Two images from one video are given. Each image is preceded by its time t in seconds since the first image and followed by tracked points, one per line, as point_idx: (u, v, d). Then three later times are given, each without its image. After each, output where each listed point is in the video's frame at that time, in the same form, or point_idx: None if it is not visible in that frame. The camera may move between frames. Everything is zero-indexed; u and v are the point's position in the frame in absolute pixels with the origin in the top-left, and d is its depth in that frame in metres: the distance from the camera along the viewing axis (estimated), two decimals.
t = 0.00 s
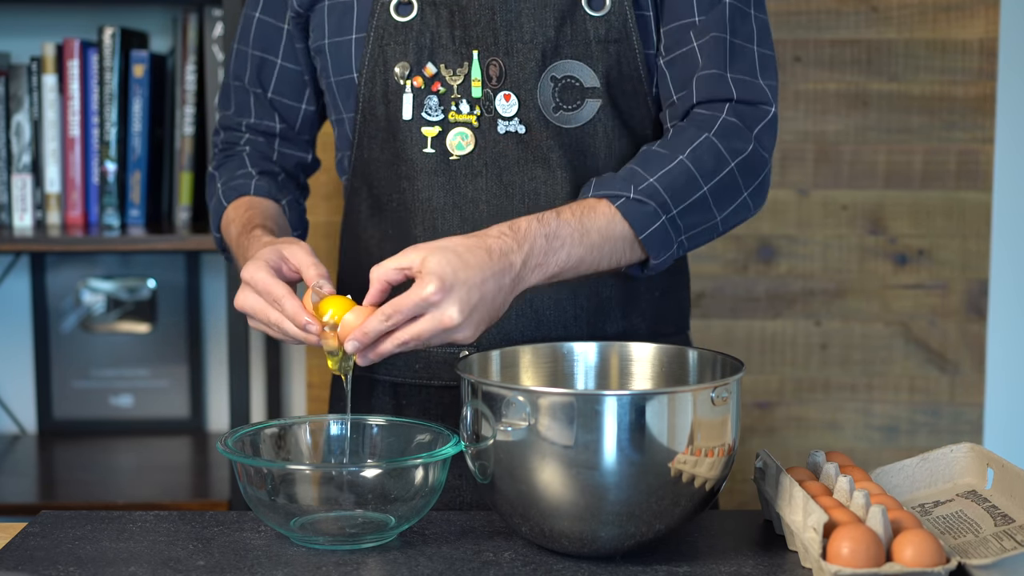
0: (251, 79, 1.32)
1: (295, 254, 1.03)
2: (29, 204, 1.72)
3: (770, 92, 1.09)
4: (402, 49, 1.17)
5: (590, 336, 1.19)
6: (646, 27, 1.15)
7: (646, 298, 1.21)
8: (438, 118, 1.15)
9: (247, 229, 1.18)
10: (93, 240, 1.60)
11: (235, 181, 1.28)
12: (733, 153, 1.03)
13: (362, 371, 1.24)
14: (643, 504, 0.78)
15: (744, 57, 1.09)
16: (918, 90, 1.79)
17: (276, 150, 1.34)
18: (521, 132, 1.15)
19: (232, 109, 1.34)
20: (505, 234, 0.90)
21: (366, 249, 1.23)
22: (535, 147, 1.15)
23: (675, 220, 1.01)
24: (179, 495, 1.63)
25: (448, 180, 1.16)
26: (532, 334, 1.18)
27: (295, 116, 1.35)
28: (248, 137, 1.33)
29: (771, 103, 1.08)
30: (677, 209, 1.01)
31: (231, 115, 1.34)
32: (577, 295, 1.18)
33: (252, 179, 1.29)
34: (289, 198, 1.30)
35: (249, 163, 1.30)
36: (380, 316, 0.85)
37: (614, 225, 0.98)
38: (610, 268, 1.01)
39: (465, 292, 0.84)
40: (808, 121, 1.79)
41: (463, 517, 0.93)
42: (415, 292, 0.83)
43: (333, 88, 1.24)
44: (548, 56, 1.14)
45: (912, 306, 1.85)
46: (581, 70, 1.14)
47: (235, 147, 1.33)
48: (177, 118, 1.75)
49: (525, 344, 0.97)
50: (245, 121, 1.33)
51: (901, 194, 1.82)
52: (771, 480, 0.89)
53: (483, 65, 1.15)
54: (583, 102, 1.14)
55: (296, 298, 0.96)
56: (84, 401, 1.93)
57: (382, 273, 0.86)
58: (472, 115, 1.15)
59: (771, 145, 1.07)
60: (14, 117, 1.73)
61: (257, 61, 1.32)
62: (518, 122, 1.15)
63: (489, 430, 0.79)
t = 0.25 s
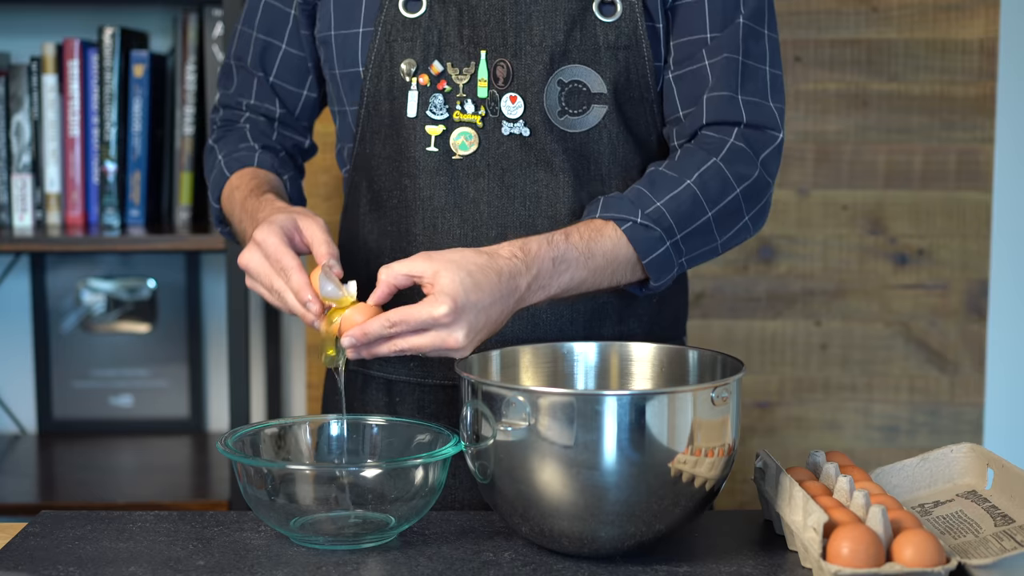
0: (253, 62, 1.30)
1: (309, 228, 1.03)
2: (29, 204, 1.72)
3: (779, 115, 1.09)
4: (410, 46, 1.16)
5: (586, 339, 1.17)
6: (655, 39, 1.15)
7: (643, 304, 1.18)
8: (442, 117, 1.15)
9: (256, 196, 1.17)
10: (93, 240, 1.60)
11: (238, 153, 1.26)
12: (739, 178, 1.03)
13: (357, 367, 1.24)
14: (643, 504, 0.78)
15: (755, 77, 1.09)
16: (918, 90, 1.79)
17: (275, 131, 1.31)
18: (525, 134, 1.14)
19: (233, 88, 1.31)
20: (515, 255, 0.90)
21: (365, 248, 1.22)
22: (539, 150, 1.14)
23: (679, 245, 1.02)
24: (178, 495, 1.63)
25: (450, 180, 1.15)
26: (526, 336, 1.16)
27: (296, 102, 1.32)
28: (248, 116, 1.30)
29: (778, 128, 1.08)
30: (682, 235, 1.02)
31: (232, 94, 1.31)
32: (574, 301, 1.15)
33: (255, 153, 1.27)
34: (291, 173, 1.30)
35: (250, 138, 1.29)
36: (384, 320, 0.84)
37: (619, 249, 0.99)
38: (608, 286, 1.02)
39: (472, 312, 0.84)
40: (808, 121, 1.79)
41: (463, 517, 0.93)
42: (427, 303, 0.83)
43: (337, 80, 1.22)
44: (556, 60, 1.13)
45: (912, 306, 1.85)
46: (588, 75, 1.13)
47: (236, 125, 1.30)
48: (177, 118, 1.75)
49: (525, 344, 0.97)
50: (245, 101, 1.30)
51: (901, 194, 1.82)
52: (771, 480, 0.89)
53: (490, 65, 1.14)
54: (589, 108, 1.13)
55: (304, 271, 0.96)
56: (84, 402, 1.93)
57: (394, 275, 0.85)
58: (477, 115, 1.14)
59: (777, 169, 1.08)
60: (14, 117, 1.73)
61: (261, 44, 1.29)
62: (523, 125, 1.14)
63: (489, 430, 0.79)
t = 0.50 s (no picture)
0: (256, 47, 1.30)
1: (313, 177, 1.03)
2: (29, 204, 1.72)
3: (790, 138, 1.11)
4: (416, 41, 1.15)
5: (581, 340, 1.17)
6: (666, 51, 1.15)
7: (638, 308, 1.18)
8: (446, 113, 1.14)
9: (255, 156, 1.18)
10: (94, 240, 1.60)
11: (240, 121, 1.27)
12: (750, 201, 1.06)
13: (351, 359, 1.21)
14: (643, 504, 0.78)
15: (771, 98, 1.10)
16: (918, 90, 1.79)
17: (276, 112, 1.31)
18: (529, 134, 1.13)
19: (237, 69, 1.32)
20: (536, 259, 0.91)
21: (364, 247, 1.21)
22: (541, 150, 1.13)
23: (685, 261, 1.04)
24: (179, 495, 1.63)
25: (451, 178, 1.15)
26: (521, 336, 1.16)
27: (296, 88, 1.32)
28: (250, 94, 1.30)
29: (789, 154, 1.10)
30: (690, 252, 1.04)
31: (235, 74, 1.32)
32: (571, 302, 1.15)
33: (258, 123, 1.27)
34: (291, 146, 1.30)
35: (251, 110, 1.29)
36: (397, 294, 0.84)
37: (630, 261, 1.00)
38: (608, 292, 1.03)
39: (480, 312, 0.85)
40: (808, 121, 1.79)
41: (463, 517, 0.93)
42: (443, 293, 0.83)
43: (341, 71, 1.22)
44: (564, 61, 1.13)
45: (912, 306, 1.85)
46: (594, 77, 1.13)
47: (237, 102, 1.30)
48: (177, 118, 1.75)
49: (526, 344, 0.97)
50: (247, 82, 1.31)
51: (901, 194, 1.82)
52: (771, 480, 0.89)
53: (497, 64, 1.14)
54: (594, 111, 1.13)
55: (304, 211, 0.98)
56: (85, 402, 1.93)
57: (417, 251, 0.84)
58: (481, 113, 1.13)
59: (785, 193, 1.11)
60: (14, 117, 1.73)
61: (263, 28, 1.29)
62: (526, 125, 1.13)
63: (489, 430, 0.79)
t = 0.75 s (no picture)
0: (256, 42, 1.30)
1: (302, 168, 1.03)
2: (29, 204, 1.72)
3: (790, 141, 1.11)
4: (417, 39, 1.15)
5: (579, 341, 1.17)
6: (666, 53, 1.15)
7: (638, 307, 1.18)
8: (447, 112, 1.14)
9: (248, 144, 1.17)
10: (94, 240, 1.60)
11: (240, 113, 1.27)
12: (750, 203, 1.06)
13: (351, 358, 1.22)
14: (643, 504, 0.78)
15: (772, 100, 1.10)
16: (918, 90, 1.79)
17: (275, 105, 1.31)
18: (529, 134, 1.13)
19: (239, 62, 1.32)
20: (539, 253, 0.91)
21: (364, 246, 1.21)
22: (541, 150, 1.14)
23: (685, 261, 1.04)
24: (179, 495, 1.63)
25: (451, 176, 1.15)
26: (519, 335, 1.15)
27: (296, 84, 1.32)
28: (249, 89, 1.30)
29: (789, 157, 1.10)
30: (690, 251, 1.04)
31: (236, 68, 1.32)
32: (569, 301, 1.15)
33: (258, 114, 1.27)
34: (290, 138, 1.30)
35: (252, 101, 1.29)
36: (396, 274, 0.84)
37: (630, 259, 1.00)
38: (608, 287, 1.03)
39: (477, 303, 0.86)
40: (808, 121, 1.79)
41: (463, 517, 0.93)
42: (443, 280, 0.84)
43: (342, 68, 1.21)
44: (564, 61, 1.13)
45: (912, 306, 1.85)
46: (595, 77, 1.13)
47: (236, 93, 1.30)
48: (177, 118, 1.75)
49: (526, 343, 0.97)
50: (247, 77, 1.31)
51: (901, 194, 1.82)
52: (771, 480, 0.89)
53: (498, 63, 1.14)
54: (594, 111, 1.13)
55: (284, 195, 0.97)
56: (85, 402, 1.93)
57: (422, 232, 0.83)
58: (481, 112, 1.13)
59: (785, 196, 1.11)
60: (14, 117, 1.73)
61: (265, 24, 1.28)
62: (526, 124, 1.13)
63: (489, 430, 0.79)
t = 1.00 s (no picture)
0: (264, 53, 1.28)
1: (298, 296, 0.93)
2: (29, 204, 1.72)
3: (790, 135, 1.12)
4: (416, 41, 1.15)
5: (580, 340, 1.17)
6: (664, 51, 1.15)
7: (639, 307, 1.18)
8: (445, 113, 1.14)
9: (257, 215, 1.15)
10: (93, 240, 1.60)
11: (244, 158, 1.23)
12: (751, 198, 1.06)
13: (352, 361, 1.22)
14: (643, 504, 0.78)
15: (771, 95, 1.10)
16: (918, 90, 1.79)
17: (284, 126, 1.29)
18: (528, 134, 1.13)
19: (245, 78, 1.29)
20: (540, 251, 0.91)
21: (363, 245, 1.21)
22: (540, 150, 1.13)
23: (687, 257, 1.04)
24: (179, 495, 1.64)
25: (450, 177, 1.14)
26: (521, 335, 1.15)
27: (305, 92, 1.31)
28: (256, 111, 1.28)
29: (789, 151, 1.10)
30: (692, 247, 1.04)
31: (244, 86, 1.29)
32: (570, 301, 1.15)
33: (262, 158, 1.24)
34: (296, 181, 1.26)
35: (257, 139, 1.26)
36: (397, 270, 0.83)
37: (632, 256, 1.00)
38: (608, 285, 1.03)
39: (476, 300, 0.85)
40: (808, 121, 1.79)
41: (463, 517, 0.93)
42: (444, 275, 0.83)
43: (341, 71, 1.22)
44: (562, 61, 1.13)
45: (912, 306, 1.85)
46: (593, 77, 1.13)
47: (243, 121, 1.28)
48: (177, 118, 1.75)
49: (525, 344, 0.97)
50: (255, 93, 1.29)
51: (901, 194, 1.82)
52: (771, 480, 0.89)
53: (496, 64, 1.14)
54: (592, 110, 1.13)
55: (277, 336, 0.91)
56: (85, 401, 1.93)
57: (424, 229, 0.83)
58: (479, 112, 1.13)
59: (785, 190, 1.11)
60: (14, 117, 1.73)
61: (271, 34, 1.27)
62: (525, 124, 1.13)
63: (489, 430, 0.79)
